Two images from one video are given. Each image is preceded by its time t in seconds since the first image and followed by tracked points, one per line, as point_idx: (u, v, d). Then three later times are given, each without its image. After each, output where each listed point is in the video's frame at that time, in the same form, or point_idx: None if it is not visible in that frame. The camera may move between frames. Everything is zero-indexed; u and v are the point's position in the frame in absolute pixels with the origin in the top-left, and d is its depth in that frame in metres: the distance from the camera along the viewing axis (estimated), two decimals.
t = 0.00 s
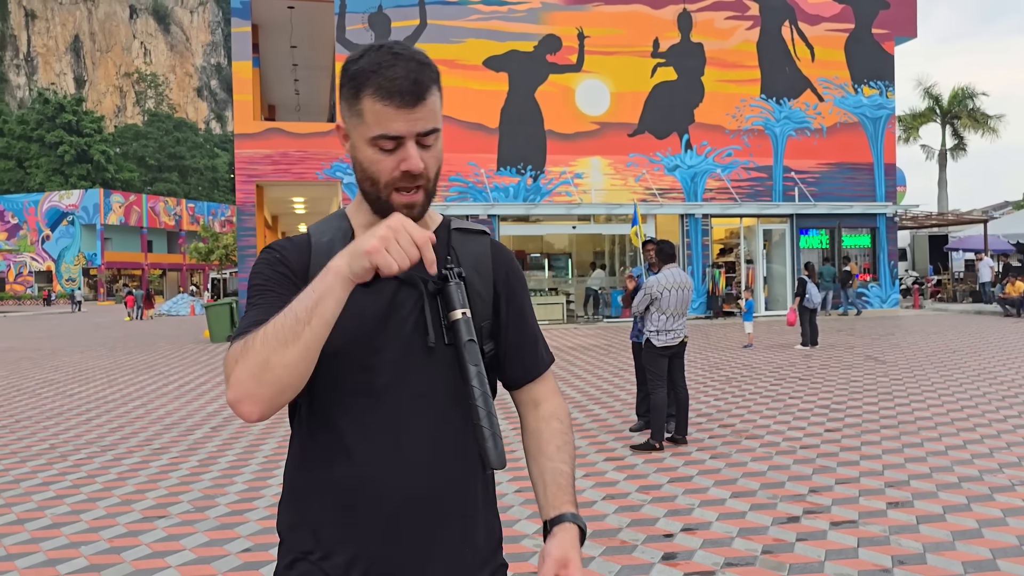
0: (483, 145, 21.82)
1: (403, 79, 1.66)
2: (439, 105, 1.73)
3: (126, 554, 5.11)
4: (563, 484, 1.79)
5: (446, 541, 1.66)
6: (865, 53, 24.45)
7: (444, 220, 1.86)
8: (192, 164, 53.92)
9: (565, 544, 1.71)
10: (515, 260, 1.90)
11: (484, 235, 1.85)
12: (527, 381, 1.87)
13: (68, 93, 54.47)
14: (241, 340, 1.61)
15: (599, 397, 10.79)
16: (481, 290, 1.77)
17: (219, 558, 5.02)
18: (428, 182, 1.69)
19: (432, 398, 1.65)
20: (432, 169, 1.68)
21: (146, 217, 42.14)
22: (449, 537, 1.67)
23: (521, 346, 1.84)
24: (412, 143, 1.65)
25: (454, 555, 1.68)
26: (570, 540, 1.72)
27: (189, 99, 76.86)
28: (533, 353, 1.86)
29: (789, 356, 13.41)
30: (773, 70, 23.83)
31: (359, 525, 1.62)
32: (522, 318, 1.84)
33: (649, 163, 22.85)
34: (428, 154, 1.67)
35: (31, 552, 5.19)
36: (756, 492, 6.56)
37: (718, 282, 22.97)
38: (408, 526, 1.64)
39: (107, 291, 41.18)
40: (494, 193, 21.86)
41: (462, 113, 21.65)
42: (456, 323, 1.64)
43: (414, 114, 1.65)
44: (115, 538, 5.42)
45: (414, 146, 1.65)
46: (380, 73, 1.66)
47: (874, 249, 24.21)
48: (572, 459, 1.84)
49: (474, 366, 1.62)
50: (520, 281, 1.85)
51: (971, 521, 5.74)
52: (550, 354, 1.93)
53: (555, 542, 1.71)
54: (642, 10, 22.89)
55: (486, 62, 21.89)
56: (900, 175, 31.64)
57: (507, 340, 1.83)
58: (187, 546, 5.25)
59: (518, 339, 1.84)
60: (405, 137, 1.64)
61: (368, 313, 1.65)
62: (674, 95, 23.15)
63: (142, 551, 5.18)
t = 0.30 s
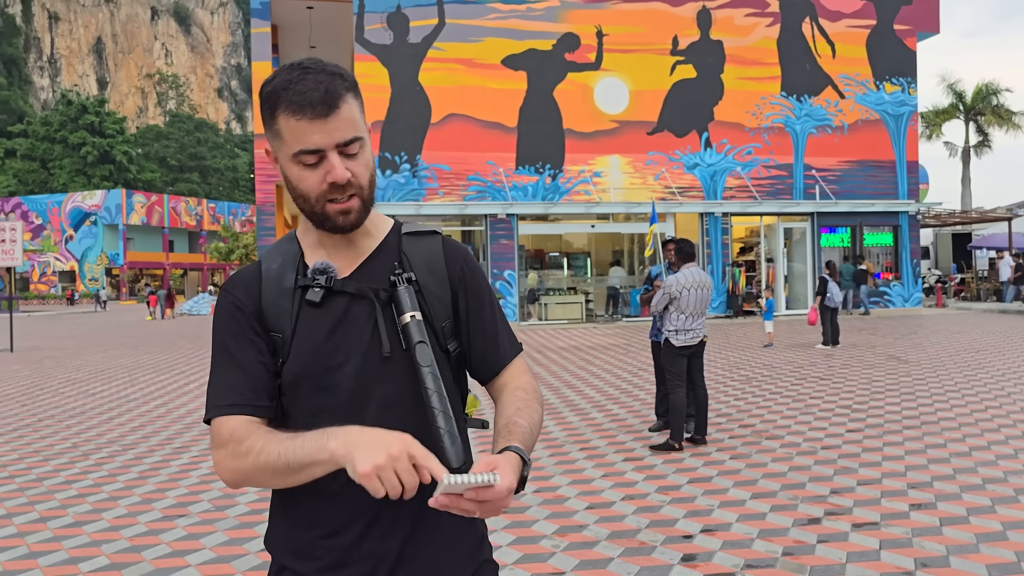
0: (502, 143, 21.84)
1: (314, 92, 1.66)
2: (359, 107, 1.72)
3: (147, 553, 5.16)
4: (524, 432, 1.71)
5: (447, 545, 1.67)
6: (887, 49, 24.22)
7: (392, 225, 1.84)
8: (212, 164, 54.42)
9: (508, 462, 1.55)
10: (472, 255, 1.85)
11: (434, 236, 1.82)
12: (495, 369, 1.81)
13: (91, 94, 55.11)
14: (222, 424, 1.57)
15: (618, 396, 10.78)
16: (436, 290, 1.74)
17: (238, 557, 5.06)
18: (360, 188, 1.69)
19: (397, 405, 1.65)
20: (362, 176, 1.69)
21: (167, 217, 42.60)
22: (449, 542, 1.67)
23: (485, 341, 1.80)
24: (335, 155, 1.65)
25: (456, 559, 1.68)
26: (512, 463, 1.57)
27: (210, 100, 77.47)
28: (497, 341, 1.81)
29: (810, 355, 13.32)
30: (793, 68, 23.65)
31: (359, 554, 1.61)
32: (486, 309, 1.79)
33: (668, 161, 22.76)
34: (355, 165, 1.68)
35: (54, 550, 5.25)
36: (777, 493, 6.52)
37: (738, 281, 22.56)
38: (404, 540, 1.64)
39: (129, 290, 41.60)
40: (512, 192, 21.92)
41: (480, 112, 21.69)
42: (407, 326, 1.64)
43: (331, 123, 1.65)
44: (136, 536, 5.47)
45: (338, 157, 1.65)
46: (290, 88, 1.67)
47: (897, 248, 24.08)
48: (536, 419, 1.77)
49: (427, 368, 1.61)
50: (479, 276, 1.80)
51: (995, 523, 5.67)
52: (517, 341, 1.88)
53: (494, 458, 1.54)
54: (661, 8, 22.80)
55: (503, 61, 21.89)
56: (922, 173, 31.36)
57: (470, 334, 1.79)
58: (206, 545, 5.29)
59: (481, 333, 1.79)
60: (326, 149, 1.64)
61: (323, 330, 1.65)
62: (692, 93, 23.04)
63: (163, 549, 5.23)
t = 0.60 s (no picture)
0: (514, 142, 21.83)
1: (305, 89, 1.71)
2: (354, 102, 1.75)
3: (159, 551, 5.20)
4: (500, 431, 1.62)
5: (440, 541, 1.67)
6: (903, 46, 24.01)
7: (397, 222, 1.85)
8: (226, 164, 54.82)
9: (465, 459, 1.51)
10: (474, 245, 1.80)
11: (434, 229, 1.79)
12: (493, 366, 1.74)
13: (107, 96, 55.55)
14: (225, 412, 1.71)
15: (630, 396, 10.74)
16: (429, 284, 1.71)
17: (250, 556, 5.08)
18: (351, 184, 1.72)
19: (385, 399, 1.66)
20: (353, 172, 1.72)
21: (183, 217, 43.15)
22: (442, 537, 1.67)
23: (482, 333, 1.72)
24: (324, 149, 1.70)
25: (449, 556, 1.67)
26: (467, 462, 1.50)
27: (224, 101, 77.91)
28: (494, 336, 1.72)
29: (825, 355, 13.22)
30: (808, 65, 23.50)
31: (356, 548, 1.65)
32: (484, 301, 1.72)
33: (681, 160, 22.70)
34: (345, 160, 1.71)
35: (67, 548, 5.30)
36: (790, 494, 6.48)
37: (752, 280, 22.51)
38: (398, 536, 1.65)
39: (145, 289, 41.95)
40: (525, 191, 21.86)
41: (493, 112, 21.70)
42: (388, 318, 1.64)
43: (319, 119, 1.69)
44: (148, 535, 5.51)
45: (327, 153, 1.69)
46: (284, 83, 1.73)
47: (913, 247, 23.84)
48: (524, 415, 1.68)
49: (402, 360, 1.61)
50: (478, 267, 1.75)
51: (1012, 525, 5.61)
52: (521, 337, 1.78)
53: (444, 455, 1.50)
54: (674, 6, 22.71)
55: (516, 61, 21.89)
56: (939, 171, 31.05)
57: (468, 330, 1.73)
58: (219, 544, 5.32)
59: (477, 326, 1.73)
60: (315, 144, 1.69)
61: (316, 325, 1.71)
62: (706, 92, 22.94)
63: (175, 548, 5.26)
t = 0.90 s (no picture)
0: (520, 143, 21.80)
1: (382, 84, 1.69)
2: (427, 103, 1.71)
3: (164, 551, 5.22)
4: (520, 440, 1.50)
5: (463, 552, 1.62)
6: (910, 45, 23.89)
7: (460, 226, 1.78)
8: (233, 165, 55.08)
9: (468, 461, 1.41)
10: (530, 252, 1.70)
11: (492, 234, 1.71)
12: (533, 378, 1.62)
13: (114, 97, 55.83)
14: (279, 393, 1.75)
15: (635, 397, 10.73)
16: (478, 289, 1.63)
17: (254, 556, 5.11)
18: (414, 181, 1.68)
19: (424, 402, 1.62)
20: (418, 170, 1.68)
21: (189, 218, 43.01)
22: (465, 548, 1.62)
23: (528, 341, 1.62)
24: (391, 144, 1.66)
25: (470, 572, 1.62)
26: (470, 463, 1.41)
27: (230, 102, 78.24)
28: (541, 345, 1.62)
29: (831, 355, 13.18)
30: (814, 65, 23.42)
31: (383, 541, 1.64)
32: (531, 311, 1.63)
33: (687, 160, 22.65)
34: (412, 157, 1.67)
35: (72, 548, 5.33)
36: (795, 495, 6.46)
37: (757, 280, 22.66)
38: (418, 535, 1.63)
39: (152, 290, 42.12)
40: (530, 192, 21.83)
41: (498, 112, 21.69)
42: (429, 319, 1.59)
43: (391, 114, 1.67)
44: (153, 535, 5.54)
45: (393, 148, 1.66)
46: (364, 76, 1.71)
47: (920, 247, 23.72)
48: (557, 429, 1.55)
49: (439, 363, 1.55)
50: (534, 275, 1.66)
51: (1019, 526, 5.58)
52: (570, 350, 1.65)
53: (445, 452, 1.41)
54: (680, 6, 22.66)
55: (521, 61, 21.88)
56: (947, 171, 30.91)
57: (515, 337, 1.63)
58: (223, 544, 5.34)
59: (522, 335, 1.63)
60: (383, 137, 1.66)
61: (366, 321, 1.69)
62: (711, 91, 22.88)
63: (179, 548, 5.29)
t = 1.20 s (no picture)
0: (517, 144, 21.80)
1: (486, 84, 1.70)
2: (529, 107, 1.72)
3: (158, 553, 5.23)
4: (584, 445, 1.46)
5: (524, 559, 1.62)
6: (907, 46, 23.86)
7: (548, 232, 1.78)
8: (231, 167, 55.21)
9: (526, 457, 1.40)
10: (617, 261, 1.68)
11: (579, 242, 1.70)
12: (609, 388, 1.59)
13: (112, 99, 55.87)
14: (359, 384, 1.79)
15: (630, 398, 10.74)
16: (563, 297, 1.62)
17: (249, 557, 5.12)
18: (507, 184, 1.69)
19: (503, 406, 1.63)
20: (512, 174, 1.69)
21: (188, 219, 42.43)
22: (526, 552, 1.62)
23: (608, 352, 1.60)
24: (489, 144, 1.68)
25: None
26: (526, 460, 1.39)
27: (229, 104, 78.31)
28: (622, 355, 1.59)
29: (827, 356, 13.17)
30: (811, 65, 23.40)
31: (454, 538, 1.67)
32: (614, 321, 1.62)
33: (683, 161, 22.65)
34: (508, 160, 1.68)
35: (67, 549, 5.34)
36: (791, 496, 6.46)
37: (755, 281, 22.52)
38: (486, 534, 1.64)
39: (150, 291, 42.06)
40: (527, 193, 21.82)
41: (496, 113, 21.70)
42: (515, 325, 1.60)
43: (492, 114, 1.68)
44: (147, 536, 5.54)
45: (491, 149, 1.68)
46: (470, 76, 1.73)
47: (918, 247, 23.72)
48: (625, 439, 1.51)
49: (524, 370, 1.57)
50: (621, 285, 1.65)
51: (1014, 527, 5.58)
52: (650, 364, 1.61)
53: (502, 447, 1.40)
54: (676, 7, 22.61)
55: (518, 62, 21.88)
56: (944, 172, 30.88)
57: (594, 346, 1.62)
58: (217, 545, 5.35)
59: (602, 344, 1.61)
60: (482, 138, 1.67)
61: (449, 322, 1.71)
62: (709, 92, 22.86)
63: (174, 549, 5.30)
